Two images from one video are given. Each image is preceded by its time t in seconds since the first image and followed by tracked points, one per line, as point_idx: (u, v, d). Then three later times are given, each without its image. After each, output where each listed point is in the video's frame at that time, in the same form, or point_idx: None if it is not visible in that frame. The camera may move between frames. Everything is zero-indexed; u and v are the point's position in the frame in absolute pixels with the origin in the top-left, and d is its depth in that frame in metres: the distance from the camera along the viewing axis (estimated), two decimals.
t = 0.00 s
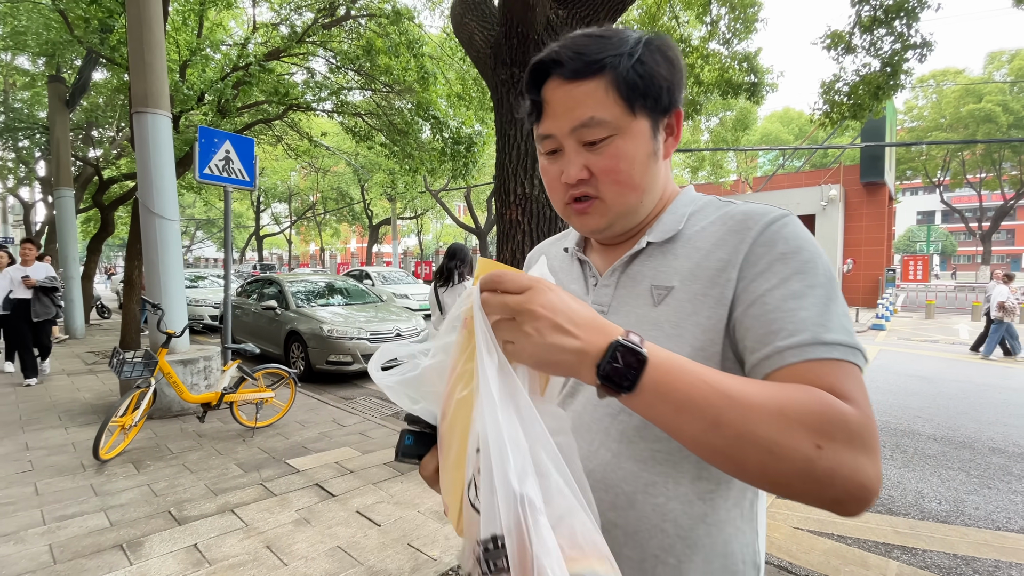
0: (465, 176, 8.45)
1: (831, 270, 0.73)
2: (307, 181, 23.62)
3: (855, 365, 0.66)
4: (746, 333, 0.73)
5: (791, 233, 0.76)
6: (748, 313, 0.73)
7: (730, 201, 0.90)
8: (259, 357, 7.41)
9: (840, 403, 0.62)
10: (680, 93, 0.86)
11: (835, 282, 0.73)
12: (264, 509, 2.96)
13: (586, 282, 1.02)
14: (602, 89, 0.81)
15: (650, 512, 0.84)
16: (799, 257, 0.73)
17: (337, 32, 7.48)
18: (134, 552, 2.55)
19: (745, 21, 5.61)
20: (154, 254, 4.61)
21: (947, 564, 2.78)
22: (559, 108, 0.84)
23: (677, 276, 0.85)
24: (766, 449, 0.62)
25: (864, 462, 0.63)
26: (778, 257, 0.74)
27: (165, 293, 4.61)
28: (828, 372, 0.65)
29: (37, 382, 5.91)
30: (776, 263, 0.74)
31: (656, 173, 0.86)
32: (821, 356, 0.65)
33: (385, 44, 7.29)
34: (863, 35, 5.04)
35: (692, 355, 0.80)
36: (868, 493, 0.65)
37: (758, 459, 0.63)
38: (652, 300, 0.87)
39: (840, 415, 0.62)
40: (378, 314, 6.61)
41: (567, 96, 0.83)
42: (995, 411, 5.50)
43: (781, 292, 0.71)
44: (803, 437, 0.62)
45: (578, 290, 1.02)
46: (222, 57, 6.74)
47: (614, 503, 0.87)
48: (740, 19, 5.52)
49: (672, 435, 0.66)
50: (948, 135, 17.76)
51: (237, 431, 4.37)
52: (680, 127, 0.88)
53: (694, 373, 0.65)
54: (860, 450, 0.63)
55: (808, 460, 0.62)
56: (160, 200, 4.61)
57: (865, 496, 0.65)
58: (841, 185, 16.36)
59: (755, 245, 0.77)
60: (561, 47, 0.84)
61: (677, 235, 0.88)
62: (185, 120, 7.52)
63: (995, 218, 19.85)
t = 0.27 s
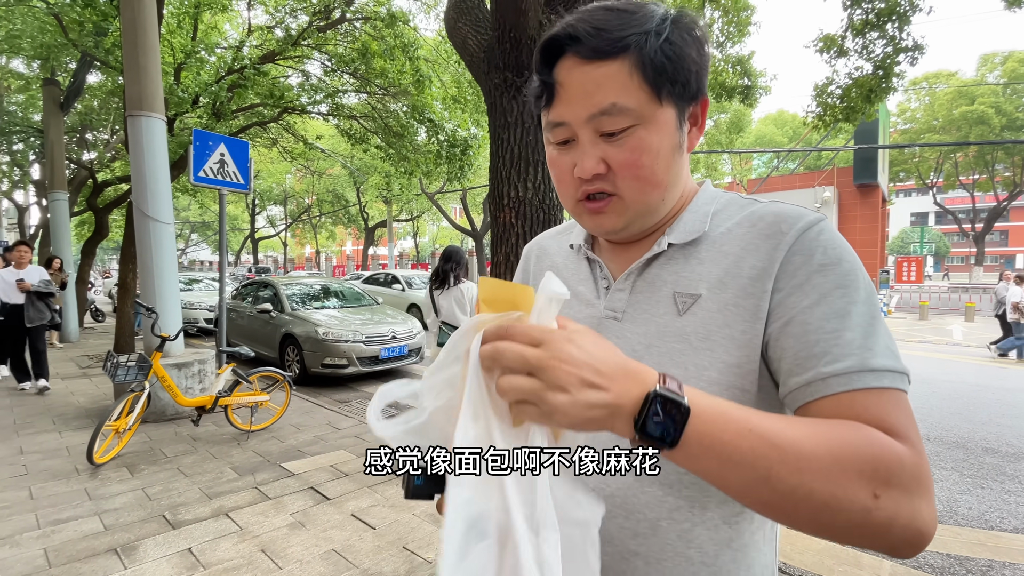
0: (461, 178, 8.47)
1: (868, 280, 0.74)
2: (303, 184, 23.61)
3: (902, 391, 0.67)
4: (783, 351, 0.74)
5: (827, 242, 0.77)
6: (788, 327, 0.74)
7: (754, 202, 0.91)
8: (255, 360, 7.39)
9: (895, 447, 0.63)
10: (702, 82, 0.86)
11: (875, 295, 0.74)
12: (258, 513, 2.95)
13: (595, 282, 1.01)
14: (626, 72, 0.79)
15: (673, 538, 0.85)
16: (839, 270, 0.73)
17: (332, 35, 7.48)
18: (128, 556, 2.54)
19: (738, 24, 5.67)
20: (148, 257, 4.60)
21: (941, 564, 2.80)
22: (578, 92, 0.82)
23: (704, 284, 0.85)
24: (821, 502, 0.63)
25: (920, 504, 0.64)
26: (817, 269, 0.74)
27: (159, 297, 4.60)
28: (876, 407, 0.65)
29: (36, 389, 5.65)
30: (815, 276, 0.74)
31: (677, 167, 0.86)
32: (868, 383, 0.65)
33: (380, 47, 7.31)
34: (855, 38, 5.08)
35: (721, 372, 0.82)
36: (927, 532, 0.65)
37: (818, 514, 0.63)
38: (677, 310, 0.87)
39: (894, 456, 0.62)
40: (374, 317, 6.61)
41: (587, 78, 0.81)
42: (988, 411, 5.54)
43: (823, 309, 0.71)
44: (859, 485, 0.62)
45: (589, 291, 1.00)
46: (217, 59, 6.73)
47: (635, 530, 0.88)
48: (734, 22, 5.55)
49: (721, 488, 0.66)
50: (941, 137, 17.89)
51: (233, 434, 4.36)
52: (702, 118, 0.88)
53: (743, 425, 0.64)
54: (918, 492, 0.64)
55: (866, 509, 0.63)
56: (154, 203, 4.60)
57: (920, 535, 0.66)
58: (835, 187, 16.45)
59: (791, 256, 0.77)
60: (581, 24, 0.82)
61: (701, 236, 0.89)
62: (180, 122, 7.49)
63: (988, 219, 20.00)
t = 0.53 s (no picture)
0: (457, 180, 8.48)
1: (859, 290, 0.77)
2: (299, 186, 23.57)
3: (889, 404, 0.69)
4: (778, 360, 0.76)
5: (825, 251, 0.79)
6: (787, 334, 0.76)
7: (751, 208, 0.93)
8: (250, 363, 7.37)
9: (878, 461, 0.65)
10: (711, 85, 0.88)
11: (868, 305, 0.77)
12: (254, 515, 2.95)
13: (590, 281, 1.01)
14: (637, 64, 0.80)
15: (668, 544, 0.87)
16: (836, 280, 0.75)
17: (328, 37, 7.48)
18: (124, 559, 2.53)
19: (732, 27, 5.72)
20: (144, 260, 4.59)
21: (937, 563, 2.81)
22: (587, 83, 0.83)
23: (704, 288, 0.86)
24: (808, 525, 0.65)
25: (906, 520, 0.66)
26: (815, 277, 0.76)
27: (155, 300, 4.59)
28: (860, 424, 0.68)
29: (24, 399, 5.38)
30: (815, 285, 0.76)
31: (681, 168, 0.87)
32: (858, 396, 0.68)
33: (376, 49, 7.32)
34: (848, 41, 5.12)
35: (717, 379, 0.82)
36: (908, 546, 0.68)
37: (799, 533, 0.66)
38: (675, 313, 0.87)
39: (878, 472, 0.65)
40: (370, 319, 6.61)
41: (597, 68, 0.82)
42: (982, 411, 5.58)
43: (819, 319, 0.73)
44: (846, 505, 0.64)
45: (584, 291, 1.00)
46: (212, 62, 6.72)
47: (629, 537, 0.88)
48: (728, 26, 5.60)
49: (713, 512, 0.68)
50: (934, 138, 18.03)
51: (228, 437, 4.34)
52: (708, 121, 0.90)
53: (732, 450, 0.67)
54: (900, 506, 0.66)
55: (852, 529, 0.65)
56: (149, 206, 4.59)
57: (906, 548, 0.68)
58: (829, 189, 16.54)
59: (790, 263, 0.79)
60: (595, 12, 0.83)
61: (702, 240, 0.90)
62: (175, 125, 7.47)
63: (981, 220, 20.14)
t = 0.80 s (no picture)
0: (454, 183, 8.49)
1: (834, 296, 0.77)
2: (296, 189, 23.54)
3: (859, 413, 0.69)
4: (751, 364, 0.77)
5: (802, 256, 0.79)
6: (761, 339, 0.76)
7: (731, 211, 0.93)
8: (247, 366, 7.35)
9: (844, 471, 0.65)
10: (692, 87, 0.88)
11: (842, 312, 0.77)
12: (252, 519, 2.94)
13: (570, 280, 1.02)
14: (614, 64, 0.80)
15: (642, 547, 0.88)
16: (812, 286, 0.76)
17: (325, 40, 7.49)
18: (120, 564, 2.52)
19: (727, 30, 5.76)
20: (141, 263, 4.58)
21: (933, 563, 2.82)
22: (564, 82, 0.83)
23: (682, 292, 0.86)
24: (774, 536, 0.65)
25: (871, 530, 0.66)
26: (791, 283, 0.77)
27: (152, 303, 4.58)
28: (828, 432, 0.67)
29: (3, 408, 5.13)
30: (791, 291, 0.76)
31: (658, 171, 0.87)
32: (830, 404, 0.68)
33: (373, 52, 7.34)
34: (843, 43, 5.15)
35: (695, 382, 0.82)
36: (873, 556, 0.67)
37: (764, 544, 0.65)
38: (653, 316, 0.87)
39: (844, 482, 0.64)
40: (368, 322, 6.60)
41: (575, 66, 0.82)
42: (978, 411, 5.60)
43: (792, 323, 0.74)
44: (811, 516, 0.64)
45: (565, 290, 1.00)
46: (209, 65, 6.72)
47: (602, 540, 0.89)
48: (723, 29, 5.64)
49: (681, 524, 0.68)
50: (929, 140, 18.14)
51: (225, 441, 4.33)
52: (688, 124, 0.91)
53: (699, 464, 0.66)
54: (865, 514, 0.66)
55: (817, 539, 0.64)
56: (146, 209, 4.58)
57: (871, 556, 0.68)
58: (825, 190, 16.61)
59: (768, 268, 0.79)
60: (575, 9, 0.83)
61: (681, 242, 0.90)
62: (172, 128, 7.46)
63: (975, 221, 20.26)
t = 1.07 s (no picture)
0: (453, 186, 8.50)
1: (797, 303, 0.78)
2: (295, 192, 23.55)
3: (818, 420, 0.70)
4: (715, 372, 0.77)
5: (765, 263, 0.81)
6: (723, 346, 0.77)
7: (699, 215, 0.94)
8: (246, 369, 7.35)
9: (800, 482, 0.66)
10: (655, 94, 0.88)
11: (807, 317, 0.78)
12: (251, 523, 2.93)
13: (540, 286, 1.02)
14: (571, 73, 0.80)
15: (609, 550, 0.90)
16: (775, 293, 0.77)
17: (324, 44, 7.51)
18: (118, 568, 2.52)
19: (725, 33, 5.79)
20: (140, 266, 4.58)
21: (931, 564, 2.82)
22: (521, 91, 0.83)
23: (648, 298, 0.87)
24: (733, 549, 0.66)
25: (828, 535, 0.67)
26: (754, 289, 0.78)
27: (151, 307, 4.58)
28: (786, 443, 0.68)
29: None
30: (754, 298, 0.77)
31: (619, 181, 0.87)
32: (790, 412, 0.69)
33: (372, 56, 7.34)
34: (840, 46, 5.17)
35: (658, 388, 0.82)
36: (832, 559, 0.69)
37: (725, 556, 0.66)
38: (620, 322, 0.88)
39: (800, 491, 0.65)
40: (367, 325, 6.60)
41: (531, 75, 0.82)
42: (976, 412, 5.61)
43: (754, 331, 0.75)
44: (768, 528, 0.65)
45: (534, 294, 1.01)
46: (208, 68, 6.73)
47: (570, 545, 0.92)
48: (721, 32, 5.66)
49: (643, 542, 0.68)
50: (926, 142, 18.19)
51: (223, 444, 4.33)
52: (652, 131, 0.91)
53: (655, 484, 0.68)
54: (822, 520, 0.67)
55: (774, 549, 0.66)
56: (145, 213, 4.59)
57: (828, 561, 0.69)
58: (823, 192, 16.64)
59: (731, 275, 0.80)
60: (532, 16, 0.83)
61: (648, 248, 0.91)
62: (171, 131, 7.46)
63: (974, 223, 20.30)
